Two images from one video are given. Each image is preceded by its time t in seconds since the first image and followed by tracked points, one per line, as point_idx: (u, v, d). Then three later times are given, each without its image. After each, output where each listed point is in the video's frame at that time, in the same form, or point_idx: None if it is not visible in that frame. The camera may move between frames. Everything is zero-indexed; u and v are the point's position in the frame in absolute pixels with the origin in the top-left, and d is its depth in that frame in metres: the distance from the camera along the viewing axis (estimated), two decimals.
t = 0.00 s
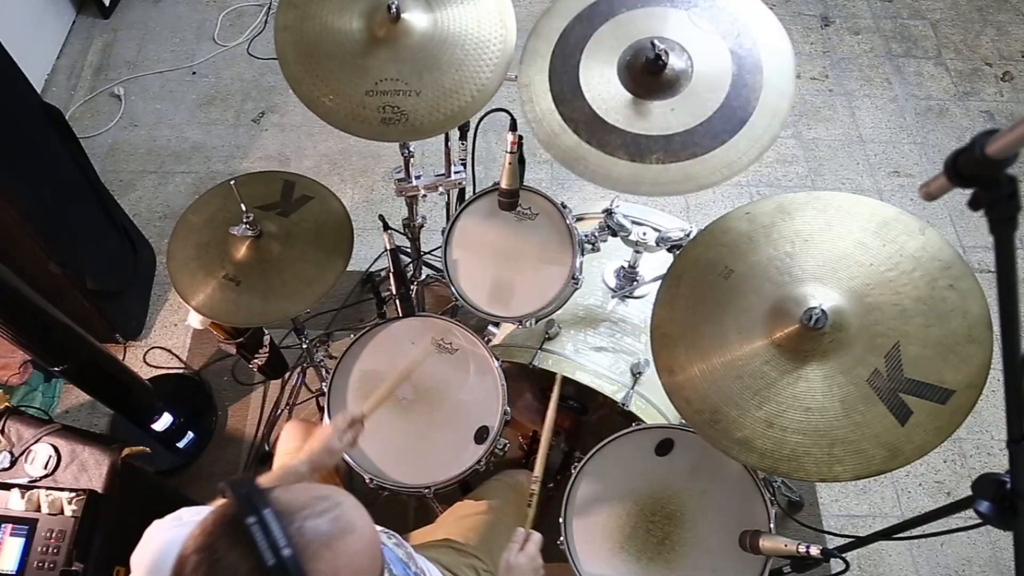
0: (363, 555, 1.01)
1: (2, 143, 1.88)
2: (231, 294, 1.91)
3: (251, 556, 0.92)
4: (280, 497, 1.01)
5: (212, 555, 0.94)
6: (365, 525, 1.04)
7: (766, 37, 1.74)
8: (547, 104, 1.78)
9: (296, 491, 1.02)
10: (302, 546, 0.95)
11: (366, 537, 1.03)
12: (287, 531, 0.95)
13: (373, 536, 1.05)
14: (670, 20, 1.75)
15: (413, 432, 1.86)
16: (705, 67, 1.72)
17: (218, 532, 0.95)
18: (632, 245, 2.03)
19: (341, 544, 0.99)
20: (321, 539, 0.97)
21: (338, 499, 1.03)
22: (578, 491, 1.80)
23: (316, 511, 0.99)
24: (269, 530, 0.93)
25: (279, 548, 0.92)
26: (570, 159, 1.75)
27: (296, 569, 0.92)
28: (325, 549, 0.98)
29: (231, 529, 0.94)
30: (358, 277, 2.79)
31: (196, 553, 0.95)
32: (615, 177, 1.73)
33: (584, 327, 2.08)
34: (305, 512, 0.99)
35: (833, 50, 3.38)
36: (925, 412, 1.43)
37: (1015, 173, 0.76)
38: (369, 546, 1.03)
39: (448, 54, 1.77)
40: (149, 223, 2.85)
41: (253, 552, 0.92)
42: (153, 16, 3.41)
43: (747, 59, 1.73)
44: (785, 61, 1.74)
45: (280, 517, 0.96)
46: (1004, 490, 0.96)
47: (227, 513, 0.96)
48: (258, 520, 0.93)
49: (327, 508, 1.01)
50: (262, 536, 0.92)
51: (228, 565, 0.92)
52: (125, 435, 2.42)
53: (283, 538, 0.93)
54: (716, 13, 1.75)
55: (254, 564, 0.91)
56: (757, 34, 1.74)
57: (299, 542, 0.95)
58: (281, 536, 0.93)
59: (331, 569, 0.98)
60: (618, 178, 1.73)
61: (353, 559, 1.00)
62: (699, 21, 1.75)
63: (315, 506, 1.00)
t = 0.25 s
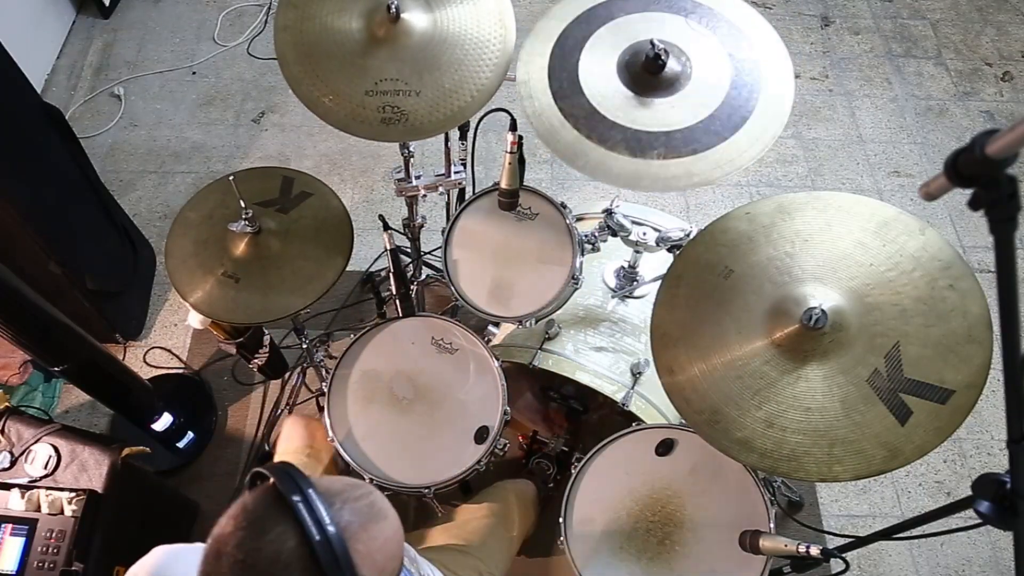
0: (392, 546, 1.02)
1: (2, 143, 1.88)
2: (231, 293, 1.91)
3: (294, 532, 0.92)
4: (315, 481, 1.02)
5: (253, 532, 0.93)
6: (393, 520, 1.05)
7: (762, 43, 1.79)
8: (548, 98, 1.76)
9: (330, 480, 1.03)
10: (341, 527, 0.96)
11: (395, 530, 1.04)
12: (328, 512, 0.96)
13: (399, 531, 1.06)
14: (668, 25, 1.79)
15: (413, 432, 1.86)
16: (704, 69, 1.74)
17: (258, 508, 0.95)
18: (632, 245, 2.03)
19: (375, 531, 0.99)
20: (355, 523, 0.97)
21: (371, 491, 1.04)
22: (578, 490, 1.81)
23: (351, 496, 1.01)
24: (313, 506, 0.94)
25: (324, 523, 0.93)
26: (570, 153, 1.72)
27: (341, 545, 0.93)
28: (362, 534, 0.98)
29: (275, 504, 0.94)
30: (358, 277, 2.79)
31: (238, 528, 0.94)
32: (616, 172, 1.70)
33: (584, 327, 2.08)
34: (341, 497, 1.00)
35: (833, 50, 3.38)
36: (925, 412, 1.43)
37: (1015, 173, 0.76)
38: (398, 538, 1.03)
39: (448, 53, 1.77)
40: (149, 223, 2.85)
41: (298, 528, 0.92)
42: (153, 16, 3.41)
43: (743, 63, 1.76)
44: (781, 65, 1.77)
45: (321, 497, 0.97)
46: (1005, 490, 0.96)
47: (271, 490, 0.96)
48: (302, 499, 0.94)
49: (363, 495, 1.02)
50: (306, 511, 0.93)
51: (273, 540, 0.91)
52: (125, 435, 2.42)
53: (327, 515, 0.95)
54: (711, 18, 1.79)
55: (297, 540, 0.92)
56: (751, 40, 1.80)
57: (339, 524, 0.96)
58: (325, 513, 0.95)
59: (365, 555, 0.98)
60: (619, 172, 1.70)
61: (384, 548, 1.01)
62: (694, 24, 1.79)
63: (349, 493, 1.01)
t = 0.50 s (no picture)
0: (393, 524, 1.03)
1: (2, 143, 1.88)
2: (231, 293, 1.91)
3: (302, 536, 0.90)
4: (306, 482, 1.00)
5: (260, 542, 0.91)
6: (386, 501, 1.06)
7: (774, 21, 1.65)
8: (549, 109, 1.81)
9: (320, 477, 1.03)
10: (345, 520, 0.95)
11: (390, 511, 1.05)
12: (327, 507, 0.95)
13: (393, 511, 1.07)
14: (671, 7, 1.68)
15: (412, 432, 1.86)
16: (707, 60, 1.68)
17: (259, 520, 0.92)
18: (632, 245, 2.03)
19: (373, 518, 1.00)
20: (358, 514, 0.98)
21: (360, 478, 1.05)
22: (578, 491, 1.81)
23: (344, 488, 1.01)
24: (312, 506, 0.92)
25: (327, 520, 0.91)
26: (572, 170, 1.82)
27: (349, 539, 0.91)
28: (362, 521, 0.98)
29: (275, 514, 0.91)
30: (358, 277, 2.79)
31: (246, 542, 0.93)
32: (615, 186, 1.80)
33: (584, 327, 2.08)
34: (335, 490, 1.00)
35: (833, 49, 3.38)
36: (925, 412, 1.43)
37: (1016, 173, 0.76)
38: (396, 519, 1.05)
39: (448, 53, 1.77)
40: (149, 223, 2.85)
41: (303, 530, 0.90)
42: (153, 16, 3.42)
43: (750, 49, 1.67)
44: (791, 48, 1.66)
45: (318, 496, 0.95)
46: (1004, 490, 0.96)
47: (265, 498, 0.93)
48: (300, 500, 0.92)
49: (356, 486, 1.03)
50: (307, 514, 0.91)
51: (280, 546, 0.90)
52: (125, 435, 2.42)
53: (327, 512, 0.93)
54: None
55: (304, 541, 0.90)
56: (761, 16, 1.65)
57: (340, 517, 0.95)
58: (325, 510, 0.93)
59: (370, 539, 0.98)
60: (618, 186, 1.80)
61: (386, 531, 1.02)
62: (702, 5, 1.66)
63: (341, 487, 1.02)
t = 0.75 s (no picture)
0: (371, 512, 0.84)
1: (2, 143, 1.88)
2: (231, 294, 1.91)
3: (265, 544, 0.77)
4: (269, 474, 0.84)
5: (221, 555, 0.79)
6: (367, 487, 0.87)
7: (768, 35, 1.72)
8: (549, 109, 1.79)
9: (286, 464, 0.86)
10: (316, 517, 0.80)
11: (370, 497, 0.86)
12: (294, 504, 0.80)
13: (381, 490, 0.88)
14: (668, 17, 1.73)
15: (412, 432, 1.86)
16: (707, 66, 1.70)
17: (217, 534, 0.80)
18: (632, 245, 2.03)
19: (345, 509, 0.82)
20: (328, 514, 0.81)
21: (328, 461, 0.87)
22: (578, 491, 1.82)
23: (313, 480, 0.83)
24: (273, 511, 0.79)
25: (290, 524, 0.78)
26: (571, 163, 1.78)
27: (317, 539, 0.78)
28: (336, 513, 0.81)
29: (234, 523, 0.79)
30: (358, 277, 2.79)
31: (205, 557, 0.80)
32: (615, 180, 1.75)
33: (585, 327, 2.08)
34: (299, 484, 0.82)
35: (833, 49, 3.38)
36: (925, 412, 1.43)
37: (1016, 173, 0.76)
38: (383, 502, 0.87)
39: (448, 54, 1.77)
40: (149, 223, 2.85)
41: (265, 538, 0.78)
42: (153, 16, 3.42)
43: (747, 57, 1.71)
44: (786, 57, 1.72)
45: (285, 493, 0.81)
46: (1005, 489, 0.96)
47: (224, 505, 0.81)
48: (259, 507, 0.79)
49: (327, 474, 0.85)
50: (268, 520, 0.78)
51: (243, 557, 0.78)
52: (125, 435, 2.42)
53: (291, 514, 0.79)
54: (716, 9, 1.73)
55: (270, 548, 0.77)
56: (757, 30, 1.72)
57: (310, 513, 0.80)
58: (288, 512, 0.79)
59: (343, 535, 0.80)
60: (620, 181, 1.75)
61: (367, 522, 0.83)
62: (698, 17, 1.73)
63: (309, 476, 0.84)
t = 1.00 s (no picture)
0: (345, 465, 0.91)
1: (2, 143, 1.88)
2: (232, 294, 1.91)
3: (258, 525, 0.81)
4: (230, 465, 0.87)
5: (216, 545, 0.83)
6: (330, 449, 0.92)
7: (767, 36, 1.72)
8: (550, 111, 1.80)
9: (247, 454, 0.88)
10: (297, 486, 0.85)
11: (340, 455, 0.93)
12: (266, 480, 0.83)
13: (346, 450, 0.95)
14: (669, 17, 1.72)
15: (412, 432, 1.86)
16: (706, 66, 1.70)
17: (204, 530, 0.83)
18: (632, 245, 2.03)
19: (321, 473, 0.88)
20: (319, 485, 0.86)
21: (288, 436, 0.91)
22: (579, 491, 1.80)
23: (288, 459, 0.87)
24: (250, 491, 0.81)
25: (275, 496, 0.81)
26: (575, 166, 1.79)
27: (303, 503, 0.83)
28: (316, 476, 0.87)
29: (215, 517, 0.82)
30: (358, 277, 2.79)
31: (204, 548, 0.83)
32: (615, 180, 1.76)
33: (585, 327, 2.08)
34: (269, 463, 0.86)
35: (833, 50, 3.38)
36: (925, 412, 1.43)
37: (1016, 173, 0.76)
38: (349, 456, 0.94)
39: (448, 54, 1.77)
40: (149, 223, 2.85)
41: (253, 517, 0.81)
42: (153, 16, 3.42)
43: (747, 58, 1.71)
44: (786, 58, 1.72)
45: (257, 474, 0.84)
46: (1005, 489, 0.96)
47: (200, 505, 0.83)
48: (238, 492, 0.81)
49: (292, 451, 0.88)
50: (249, 502, 0.80)
51: (241, 539, 0.81)
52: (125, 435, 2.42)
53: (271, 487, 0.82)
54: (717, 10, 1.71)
55: (261, 525, 0.81)
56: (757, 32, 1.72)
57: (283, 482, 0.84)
58: (268, 486, 0.82)
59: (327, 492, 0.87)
60: (621, 186, 1.76)
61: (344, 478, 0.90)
62: (698, 16, 1.71)
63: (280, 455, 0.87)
